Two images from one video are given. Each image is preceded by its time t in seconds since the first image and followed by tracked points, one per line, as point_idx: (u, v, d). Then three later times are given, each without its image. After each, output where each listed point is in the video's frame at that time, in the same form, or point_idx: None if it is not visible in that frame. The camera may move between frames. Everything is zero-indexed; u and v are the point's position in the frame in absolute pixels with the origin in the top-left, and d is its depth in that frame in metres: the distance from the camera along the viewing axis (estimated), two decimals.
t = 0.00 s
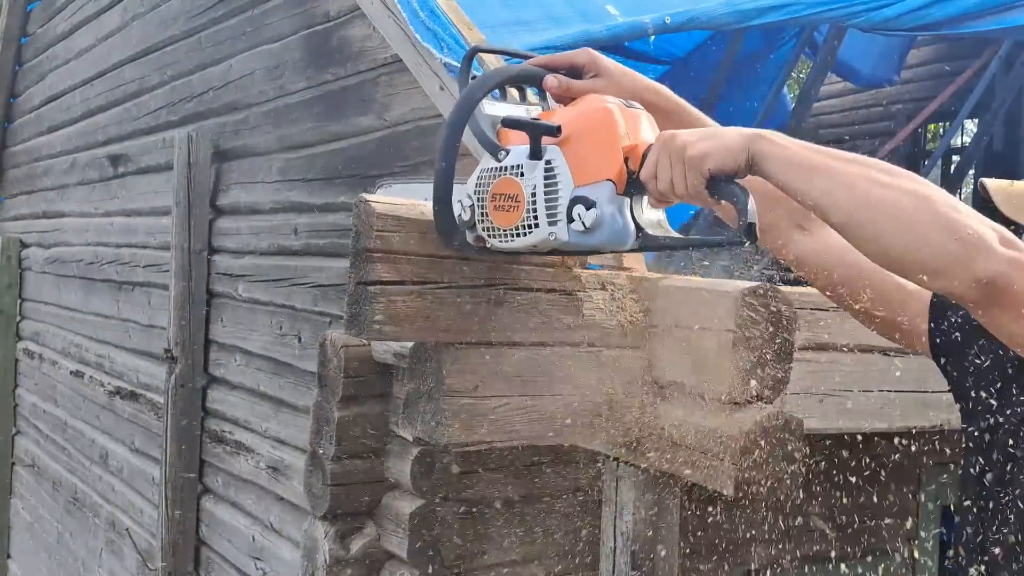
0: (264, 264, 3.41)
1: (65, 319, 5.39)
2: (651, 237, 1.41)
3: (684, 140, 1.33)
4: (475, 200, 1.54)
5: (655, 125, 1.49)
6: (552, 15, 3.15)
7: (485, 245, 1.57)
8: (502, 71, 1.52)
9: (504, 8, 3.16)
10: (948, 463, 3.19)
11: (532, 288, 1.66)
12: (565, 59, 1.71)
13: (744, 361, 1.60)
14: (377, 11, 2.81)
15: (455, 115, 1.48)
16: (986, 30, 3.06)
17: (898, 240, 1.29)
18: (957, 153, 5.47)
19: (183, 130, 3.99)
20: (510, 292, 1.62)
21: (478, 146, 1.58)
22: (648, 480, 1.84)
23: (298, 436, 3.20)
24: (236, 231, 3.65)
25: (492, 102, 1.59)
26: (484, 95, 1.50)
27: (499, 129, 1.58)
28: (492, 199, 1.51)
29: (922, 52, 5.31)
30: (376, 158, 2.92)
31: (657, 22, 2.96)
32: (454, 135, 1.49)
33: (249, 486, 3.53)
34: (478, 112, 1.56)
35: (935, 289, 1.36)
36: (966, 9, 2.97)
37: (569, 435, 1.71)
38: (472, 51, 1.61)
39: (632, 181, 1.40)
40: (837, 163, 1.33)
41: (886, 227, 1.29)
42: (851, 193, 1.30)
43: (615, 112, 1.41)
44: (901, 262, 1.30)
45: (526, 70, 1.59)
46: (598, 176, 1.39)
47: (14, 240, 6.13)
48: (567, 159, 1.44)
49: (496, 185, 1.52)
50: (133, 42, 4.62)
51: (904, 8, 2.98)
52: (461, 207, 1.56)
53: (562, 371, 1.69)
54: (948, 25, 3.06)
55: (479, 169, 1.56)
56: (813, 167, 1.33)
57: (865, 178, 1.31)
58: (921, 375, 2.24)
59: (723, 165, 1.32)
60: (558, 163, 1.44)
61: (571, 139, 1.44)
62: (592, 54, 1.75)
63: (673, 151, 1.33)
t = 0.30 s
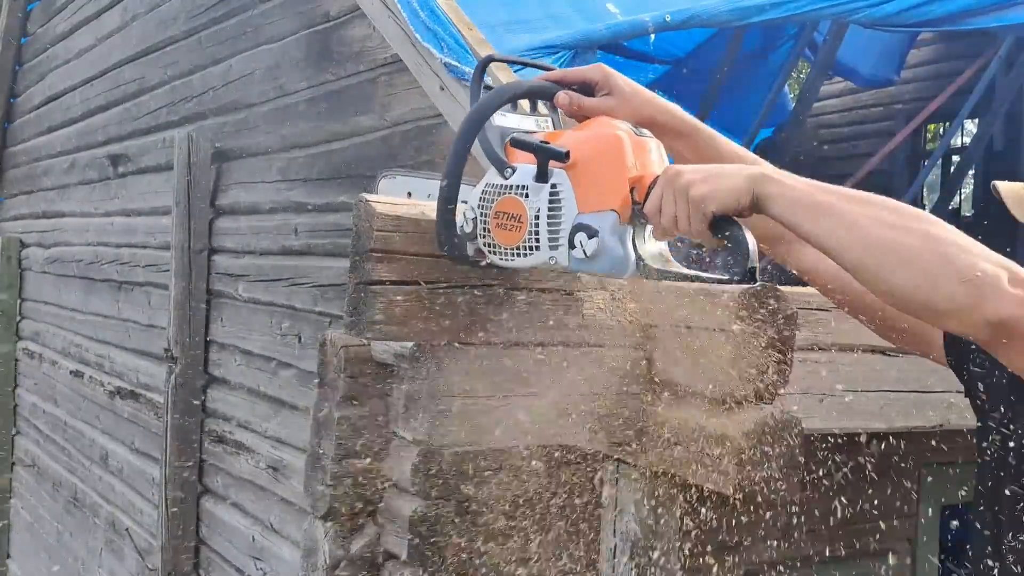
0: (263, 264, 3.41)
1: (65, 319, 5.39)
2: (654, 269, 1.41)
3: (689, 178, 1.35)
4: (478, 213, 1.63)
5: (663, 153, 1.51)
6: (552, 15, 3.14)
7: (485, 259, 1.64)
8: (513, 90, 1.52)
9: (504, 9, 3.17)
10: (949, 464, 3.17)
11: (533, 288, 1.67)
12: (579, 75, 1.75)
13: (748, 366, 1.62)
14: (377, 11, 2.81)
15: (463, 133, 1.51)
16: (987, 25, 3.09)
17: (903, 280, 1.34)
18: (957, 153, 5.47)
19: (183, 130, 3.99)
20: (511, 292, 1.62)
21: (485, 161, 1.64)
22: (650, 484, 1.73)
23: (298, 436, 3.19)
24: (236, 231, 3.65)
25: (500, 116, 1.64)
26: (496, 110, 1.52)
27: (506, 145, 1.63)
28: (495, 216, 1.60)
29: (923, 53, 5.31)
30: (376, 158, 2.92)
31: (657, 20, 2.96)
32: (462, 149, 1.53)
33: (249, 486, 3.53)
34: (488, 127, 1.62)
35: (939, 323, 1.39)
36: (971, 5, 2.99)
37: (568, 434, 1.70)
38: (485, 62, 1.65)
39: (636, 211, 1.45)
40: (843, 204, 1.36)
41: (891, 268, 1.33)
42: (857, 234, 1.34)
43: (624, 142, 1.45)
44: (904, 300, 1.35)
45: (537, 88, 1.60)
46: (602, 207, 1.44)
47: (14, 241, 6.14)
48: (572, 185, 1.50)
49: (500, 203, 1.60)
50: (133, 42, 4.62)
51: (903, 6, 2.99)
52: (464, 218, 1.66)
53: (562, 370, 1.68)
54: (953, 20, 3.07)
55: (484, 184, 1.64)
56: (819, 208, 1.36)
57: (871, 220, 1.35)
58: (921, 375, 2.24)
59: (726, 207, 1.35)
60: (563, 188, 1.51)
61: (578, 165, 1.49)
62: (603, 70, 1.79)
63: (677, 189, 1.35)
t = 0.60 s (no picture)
0: (263, 264, 3.41)
1: (65, 319, 5.40)
2: (652, 270, 1.48)
3: (686, 184, 1.40)
4: (479, 218, 1.67)
5: (662, 158, 1.54)
6: (552, 15, 3.14)
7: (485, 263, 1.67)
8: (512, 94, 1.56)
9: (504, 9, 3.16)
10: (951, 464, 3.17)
11: (531, 289, 1.67)
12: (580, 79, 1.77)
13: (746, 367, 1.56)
14: (377, 11, 2.81)
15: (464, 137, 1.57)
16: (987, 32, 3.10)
17: (902, 287, 1.28)
18: (957, 153, 5.46)
19: (183, 130, 3.99)
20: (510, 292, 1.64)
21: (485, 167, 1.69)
22: (649, 478, 1.83)
23: (298, 436, 3.19)
24: (236, 231, 3.65)
25: (499, 121, 1.68)
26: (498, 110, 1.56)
27: (507, 151, 1.68)
28: (495, 220, 1.63)
29: (923, 52, 5.32)
30: (376, 158, 2.93)
31: (657, 21, 2.96)
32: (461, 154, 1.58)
33: (249, 486, 3.53)
34: (486, 132, 1.67)
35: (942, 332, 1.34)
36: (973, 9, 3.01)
37: (567, 434, 1.70)
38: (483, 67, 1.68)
39: (635, 214, 1.49)
40: (840, 206, 1.33)
41: (888, 275, 1.29)
42: (852, 240, 1.30)
43: (623, 146, 1.48)
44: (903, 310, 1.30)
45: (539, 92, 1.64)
46: (601, 209, 1.48)
47: (14, 240, 6.14)
48: (571, 189, 1.54)
49: (501, 207, 1.63)
50: (133, 42, 4.62)
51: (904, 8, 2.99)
52: (463, 222, 1.68)
53: (560, 371, 1.68)
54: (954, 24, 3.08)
55: (484, 188, 1.67)
56: (816, 211, 1.33)
57: (869, 223, 1.31)
58: (922, 375, 2.24)
59: (723, 211, 1.37)
60: (563, 193, 1.55)
61: (577, 169, 1.53)
62: (604, 75, 1.80)
63: (676, 194, 1.41)
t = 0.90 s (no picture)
0: (264, 264, 3.41)
1: (65, 319, 5.40)
2: (653, 251, 1.41)
3: (683, 160, 1.34)
4: (476, 213, 1.58)
5: (655, 140, 1.48)
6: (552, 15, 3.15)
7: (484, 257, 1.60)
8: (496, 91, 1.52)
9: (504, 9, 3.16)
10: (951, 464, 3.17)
11: (531, 289, 1.66)
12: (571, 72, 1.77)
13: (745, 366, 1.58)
14: (377, 11, 2.81)
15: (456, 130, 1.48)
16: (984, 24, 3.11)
17: (898, 263, 1.34)
18: (957, 153, 5.47)
19: (183, 130, 3.99)
20: (509, 292, 1.63)
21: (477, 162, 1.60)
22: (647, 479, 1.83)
23: (298, 436, 3.19)
24: (237, 231, 3.65)
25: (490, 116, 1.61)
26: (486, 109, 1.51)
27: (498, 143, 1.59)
28: (493, 213, 1.54)
29: (923, 52, 5.32)
30: (376, 157, 2.92)
31: (657, 21, 2.96)
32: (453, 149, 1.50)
33: (249, 486, 3.53)
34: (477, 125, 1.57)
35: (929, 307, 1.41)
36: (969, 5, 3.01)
37: (569, 435, 1.70)
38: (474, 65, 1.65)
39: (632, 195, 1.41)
40: (839, 185, 1.37)
41: (886, 251, 1.34)
42: (853, 218, 1.35)
43: (615, 128, 1.41)
44: (899, 285, 1.36)
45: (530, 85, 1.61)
46: (599, 192, 1.40)
47: (14, 241, 6.14)
48: (566, 174, 1.45)
49: (496, 200, 1.54)
50: (133, 42, 4.62)
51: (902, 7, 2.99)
52: (461, 219, 1.60)
53: (560, 371, 1.68)
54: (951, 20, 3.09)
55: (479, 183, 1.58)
56: (816, 189, 1.37)
57: (867, 202, 1.36)
58: (923, 375, 2.23)
59: (722, 185, 1.35)
60: (558, 179, 1.46)
61: (570, 154, 1.45)
62: (595, 67, 1.81)
63: (673, 172, 1.34)
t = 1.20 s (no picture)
0: (263, 264, 3.41)
1: (65, 319, 5.39)
2: (652, 255, 1.37)
3: (682, 161, 1.33)
4: (476, 220, 1.55)
5: (655, 145, 1.47)
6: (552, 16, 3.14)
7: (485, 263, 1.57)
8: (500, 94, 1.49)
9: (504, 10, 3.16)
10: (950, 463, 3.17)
11: (531, 290, 1.66)
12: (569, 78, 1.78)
13: (745, 364, 1.58)
14: (377, 11, 2.81)
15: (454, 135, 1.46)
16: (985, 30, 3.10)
17: (897, 262, 1.34)
18: (957, 153, 5.46)
19: (183, 130, 3.99)
20: (508, 293, 1.62)
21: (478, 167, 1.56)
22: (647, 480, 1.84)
23: (298, 436, 3.20)
24: (237, 231, 3.65)
25: (489, 124, 1.59)
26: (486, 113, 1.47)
27: (497, 149, 1.57)
28: (493, 220, 1.51)
29: (923, 52, 5.31)
30: (376, 158, 2.92)
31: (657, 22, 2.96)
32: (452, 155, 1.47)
33: (249, 486, 3.53)
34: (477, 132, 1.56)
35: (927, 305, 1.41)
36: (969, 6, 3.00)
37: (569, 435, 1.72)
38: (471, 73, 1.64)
39: (632, 199, 1.38)
40: (837, 184, 1.36)
41: (886, 250, 1.34)
42: (852, 217, 1.34)
43: (614, 132, 1.40)
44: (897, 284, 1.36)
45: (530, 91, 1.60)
46: (598, 196, 1.37)
47: (14, 241, 6.13)
48: (566, 178, 1.43)
49: (495, 206, 1.51)
50: (133, 42, 4.62)
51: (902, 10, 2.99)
52: (462, 226, 1.58)
53: (559, 372, 1.69)
54: (950, 24, 3.09)
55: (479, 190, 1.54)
56: (815, 188, 1.36)
57: (866, 201, 1.36)
58: (923, 376, 2.23)
59: (722, 186, 1.34)
60: (558, 185, 1.43)
61: (570, 159, 1.43)
62: (592, 72, 1.82)
63: (672, 173, 1.34)
